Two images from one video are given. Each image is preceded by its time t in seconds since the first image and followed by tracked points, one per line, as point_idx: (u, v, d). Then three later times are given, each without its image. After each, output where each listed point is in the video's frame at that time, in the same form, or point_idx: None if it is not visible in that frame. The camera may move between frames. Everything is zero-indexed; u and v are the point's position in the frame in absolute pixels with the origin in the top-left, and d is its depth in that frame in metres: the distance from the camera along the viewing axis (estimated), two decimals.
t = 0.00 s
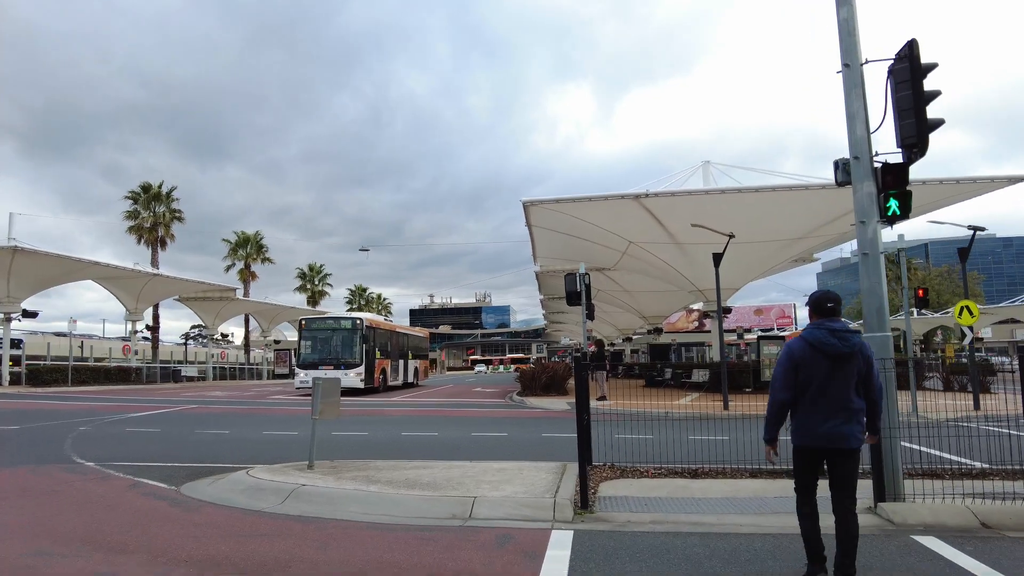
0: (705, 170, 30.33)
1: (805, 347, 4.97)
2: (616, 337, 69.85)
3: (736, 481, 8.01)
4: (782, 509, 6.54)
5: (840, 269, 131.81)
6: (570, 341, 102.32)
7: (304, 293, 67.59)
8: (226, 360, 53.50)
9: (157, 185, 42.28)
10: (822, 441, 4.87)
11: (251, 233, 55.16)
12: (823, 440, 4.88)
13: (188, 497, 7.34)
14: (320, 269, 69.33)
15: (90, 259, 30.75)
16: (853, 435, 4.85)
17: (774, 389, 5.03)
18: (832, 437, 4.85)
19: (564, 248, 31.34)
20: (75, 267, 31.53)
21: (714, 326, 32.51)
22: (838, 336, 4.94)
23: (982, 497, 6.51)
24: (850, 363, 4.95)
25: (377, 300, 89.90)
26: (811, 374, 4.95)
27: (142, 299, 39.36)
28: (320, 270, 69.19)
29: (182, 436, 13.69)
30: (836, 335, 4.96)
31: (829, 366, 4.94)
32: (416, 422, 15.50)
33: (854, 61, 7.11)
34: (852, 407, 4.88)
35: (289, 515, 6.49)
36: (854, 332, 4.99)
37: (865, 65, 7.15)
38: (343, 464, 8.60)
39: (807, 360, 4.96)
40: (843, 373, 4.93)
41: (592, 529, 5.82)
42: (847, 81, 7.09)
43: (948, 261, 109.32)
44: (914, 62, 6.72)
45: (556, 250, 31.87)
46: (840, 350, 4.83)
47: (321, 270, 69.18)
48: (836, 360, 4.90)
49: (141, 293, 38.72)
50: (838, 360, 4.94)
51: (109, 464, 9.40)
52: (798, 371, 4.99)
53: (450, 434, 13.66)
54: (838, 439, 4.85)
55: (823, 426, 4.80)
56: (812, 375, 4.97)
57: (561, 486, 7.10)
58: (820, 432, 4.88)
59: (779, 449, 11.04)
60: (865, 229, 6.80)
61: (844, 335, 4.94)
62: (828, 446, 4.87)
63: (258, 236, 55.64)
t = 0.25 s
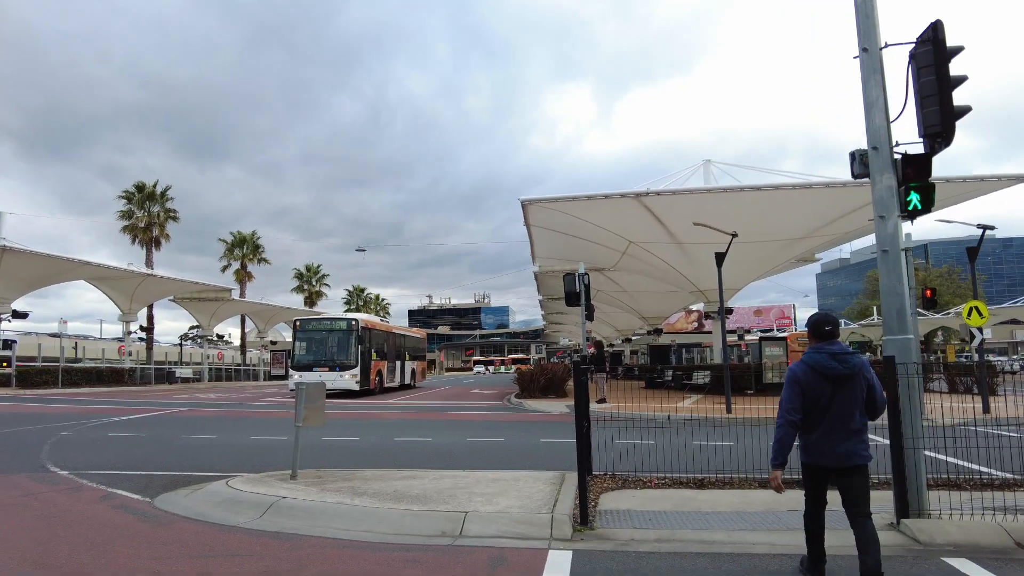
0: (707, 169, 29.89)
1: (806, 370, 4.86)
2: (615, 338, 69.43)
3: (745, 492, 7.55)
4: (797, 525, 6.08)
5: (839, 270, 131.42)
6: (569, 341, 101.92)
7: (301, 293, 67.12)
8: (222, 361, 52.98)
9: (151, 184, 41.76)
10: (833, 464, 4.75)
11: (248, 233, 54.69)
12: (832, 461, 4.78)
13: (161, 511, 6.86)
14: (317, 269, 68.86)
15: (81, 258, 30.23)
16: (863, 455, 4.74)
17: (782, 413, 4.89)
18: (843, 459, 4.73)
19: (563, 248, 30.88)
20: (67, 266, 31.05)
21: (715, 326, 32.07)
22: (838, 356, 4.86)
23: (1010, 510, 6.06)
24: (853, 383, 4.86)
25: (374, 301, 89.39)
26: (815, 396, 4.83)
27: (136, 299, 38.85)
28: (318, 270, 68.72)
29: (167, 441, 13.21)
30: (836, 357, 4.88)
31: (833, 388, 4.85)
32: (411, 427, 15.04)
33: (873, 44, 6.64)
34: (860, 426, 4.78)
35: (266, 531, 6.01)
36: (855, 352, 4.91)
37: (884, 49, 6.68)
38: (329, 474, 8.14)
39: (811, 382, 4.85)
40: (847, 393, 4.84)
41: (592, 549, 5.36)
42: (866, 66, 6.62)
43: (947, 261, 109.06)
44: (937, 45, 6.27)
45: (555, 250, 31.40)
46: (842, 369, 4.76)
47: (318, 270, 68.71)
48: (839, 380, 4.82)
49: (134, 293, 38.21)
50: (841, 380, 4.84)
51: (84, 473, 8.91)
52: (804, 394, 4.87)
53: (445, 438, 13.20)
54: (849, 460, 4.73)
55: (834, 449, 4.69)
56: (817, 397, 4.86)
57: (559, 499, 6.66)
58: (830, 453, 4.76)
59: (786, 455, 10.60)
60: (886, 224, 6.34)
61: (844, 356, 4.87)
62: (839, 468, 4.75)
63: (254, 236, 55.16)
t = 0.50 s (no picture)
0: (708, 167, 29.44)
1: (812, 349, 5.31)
2: (615, 338, 68.95)
3: (755, 499, 7.10)
4: (813, 537, 5.65)
5: (840, 271, 130.74)
6: (569, 343, 101.41)
7: (299, 294, 66.71)
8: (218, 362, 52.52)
9: (146, 183, 41.31)
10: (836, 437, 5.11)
11: (245, 233, 54.26)
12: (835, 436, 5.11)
13: (132, 519, 6.40)
14: (315, 270, 68.41)
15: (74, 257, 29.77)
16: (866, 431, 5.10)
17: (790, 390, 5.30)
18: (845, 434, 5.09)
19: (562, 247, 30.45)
20: (59, 265, 30.62)
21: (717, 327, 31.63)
22: (845, 339, 5.27)
23: None
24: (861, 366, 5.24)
25: (374, 302, 89.10)
26: (820, 375, 5.23)
27: (131, 299, 38.37)
28: (316, 271, 68.29)
29: (153, 444, 12.77)
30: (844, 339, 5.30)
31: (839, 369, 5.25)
32: (406, 429, 14.59)
33: (893, 19, 6.20)
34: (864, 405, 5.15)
35: (241, 543, 5.56)
36: (863, 337, 5.31)
37: (904, 23, 6.24)
38: (315, 479, 7.69)
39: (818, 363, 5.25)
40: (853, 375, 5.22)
41: (592, 563, 4.92)
42: (886, 43, 6.17)
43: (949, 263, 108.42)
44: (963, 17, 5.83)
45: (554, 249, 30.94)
46: (848, 351, 5.17)
47: (316, 271, 68.28)
48: (845, 362, 5.21)
49: (129, 293, 37.73)
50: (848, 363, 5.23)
51: (57, 477, 8.47)
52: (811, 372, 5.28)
53: (440, 441, 12.75)
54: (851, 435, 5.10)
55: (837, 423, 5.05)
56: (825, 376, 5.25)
57: (558, 507, 6.21)
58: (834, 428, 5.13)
59: (794, 457, 10.14)
60: (908, 212, 5.90)
61: (852, 339, 5.28)
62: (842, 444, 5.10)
63: (251, 236, 54.75)
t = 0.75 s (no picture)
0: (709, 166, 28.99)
1: (828, 363, 4.98)
2: (615, 340, 68.49)
3: (764, 510, 6.67)
4: (829, 554, 5.22)
5: (841, 272, 130.32)
6: (569, 344, 100.92)
7: (297, 294, 66.28)
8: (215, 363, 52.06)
9: (141, 183, 40.85)
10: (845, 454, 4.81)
11: (242, 233, 53.81)
12: (844, 456, 4.82)
13: (95, 534, 5.95)
14: (313, 270, 67.96)
15: (64, 257, 29.28)
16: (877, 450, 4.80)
17: (802, 403, 5.01)
18: (855, 451, 4.78)
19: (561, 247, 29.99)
20: (51, 265, 30.17)
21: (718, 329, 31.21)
22: (863, 357, 4.92)
23: None
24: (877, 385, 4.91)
25: (372, 303, 88.62)
26: (834, 391, 4.92)
27: (125, 300, 37.91)
28: (313, 272, 67.84)
29: (136, 448, 12.32)
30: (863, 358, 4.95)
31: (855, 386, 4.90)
32: (400, 433, 14.14)
33: None
34: (877, 425, 4.83)
35: (208, 563, 5.11)
36: (881, 357, 4.96)
37: None
38: (297, 489, 7.23)
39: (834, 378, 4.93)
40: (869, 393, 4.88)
41: None
42: (908, 23, 5.71)
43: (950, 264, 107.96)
44: None
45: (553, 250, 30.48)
46: (863, 369, 4.84)
47: (314, 271, 67.83)
48: (863, 379, 4.86)
49: (123, 294, 37.26)
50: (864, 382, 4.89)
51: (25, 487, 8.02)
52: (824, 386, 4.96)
53: (435, 446, 12.31)
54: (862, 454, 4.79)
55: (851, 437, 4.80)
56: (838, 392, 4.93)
57: (553, 521, 5.79)
58: (844, 444, 4.82)
59: (803, 463, 9.69)
60: (933, 204, 5.46)
61: (870, 358, 4.93)
62: (851, 460, 4.80)
63: (248, 236, 54.30)
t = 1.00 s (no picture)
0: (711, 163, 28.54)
1: (846, 348, 4.70)
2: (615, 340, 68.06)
3: (776, 519, 6.21)
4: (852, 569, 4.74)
5: (840, 273, 129.95)
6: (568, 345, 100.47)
7: (294, 295, 65.80)
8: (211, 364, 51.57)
9: (135, 181, 40.37)
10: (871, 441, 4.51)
11: (238, 233, 53.35)
12: (869, 443, 4.53)
13: (53, 546, 5.48)
14: (310, 270, 67.49)
15: (55, 256, 28.80)
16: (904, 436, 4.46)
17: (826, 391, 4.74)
18: (880, 438, 4.48)
19: (560, 245, 29.51)
20: (41, 264, 29.68)
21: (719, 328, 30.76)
22: (883, 339, 4.63)
23: None
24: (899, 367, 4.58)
25: (371, 303, 88.14)
26: (855, 376, 4.64)
27: (118, 299, 37.42)
28: (311, 272, 67.38)
29: (116, 450, 11.83)
30: (883, 340, 4.65)
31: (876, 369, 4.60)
32: (393, 435, 13.67)
33: None
34: (902, 408, 4.51)
35: None
36: (902, 337, 4.64)
37: None
38: (276, 496, 6.75)
39: (853, 362, 4.65)
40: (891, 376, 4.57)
41: None
42: None
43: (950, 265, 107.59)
44: None
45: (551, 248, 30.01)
46: (884, 350, 4.56)
47: (312, 271, 67.36)
48: (883, 361, 4.57)
49: (116, 293, 36.78)
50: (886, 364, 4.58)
51: None
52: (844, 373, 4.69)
53: (428, 448, 11.85)
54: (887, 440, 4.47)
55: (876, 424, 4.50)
56: (860, 378, 4.64)
57: (549, 532, 5.31)
58: (869, 432, 4.52)
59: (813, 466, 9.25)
60: (965, 185, 5.00)
61: (890, 339, 4.62)
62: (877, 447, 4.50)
63: (244, 236, 53.83)
